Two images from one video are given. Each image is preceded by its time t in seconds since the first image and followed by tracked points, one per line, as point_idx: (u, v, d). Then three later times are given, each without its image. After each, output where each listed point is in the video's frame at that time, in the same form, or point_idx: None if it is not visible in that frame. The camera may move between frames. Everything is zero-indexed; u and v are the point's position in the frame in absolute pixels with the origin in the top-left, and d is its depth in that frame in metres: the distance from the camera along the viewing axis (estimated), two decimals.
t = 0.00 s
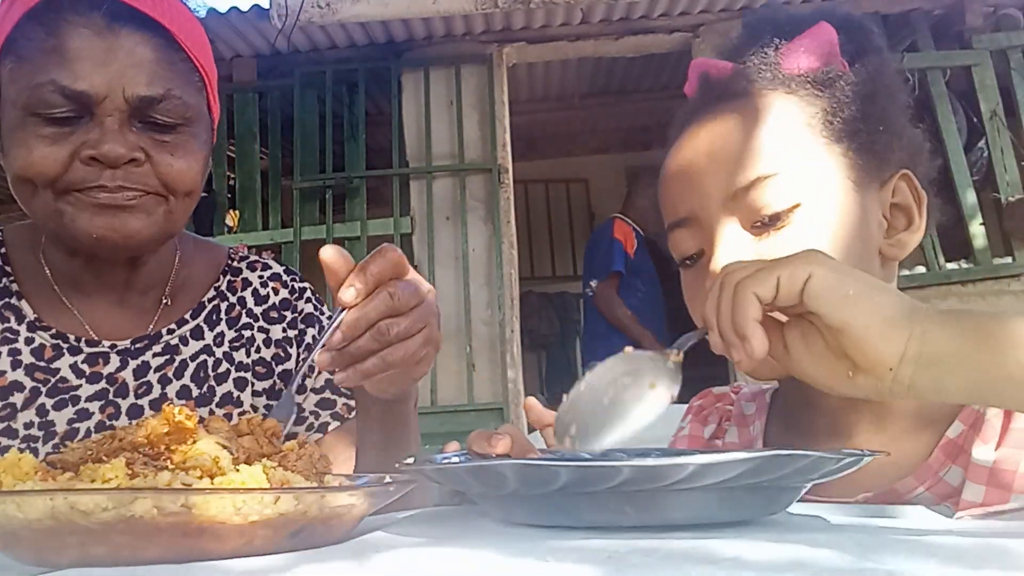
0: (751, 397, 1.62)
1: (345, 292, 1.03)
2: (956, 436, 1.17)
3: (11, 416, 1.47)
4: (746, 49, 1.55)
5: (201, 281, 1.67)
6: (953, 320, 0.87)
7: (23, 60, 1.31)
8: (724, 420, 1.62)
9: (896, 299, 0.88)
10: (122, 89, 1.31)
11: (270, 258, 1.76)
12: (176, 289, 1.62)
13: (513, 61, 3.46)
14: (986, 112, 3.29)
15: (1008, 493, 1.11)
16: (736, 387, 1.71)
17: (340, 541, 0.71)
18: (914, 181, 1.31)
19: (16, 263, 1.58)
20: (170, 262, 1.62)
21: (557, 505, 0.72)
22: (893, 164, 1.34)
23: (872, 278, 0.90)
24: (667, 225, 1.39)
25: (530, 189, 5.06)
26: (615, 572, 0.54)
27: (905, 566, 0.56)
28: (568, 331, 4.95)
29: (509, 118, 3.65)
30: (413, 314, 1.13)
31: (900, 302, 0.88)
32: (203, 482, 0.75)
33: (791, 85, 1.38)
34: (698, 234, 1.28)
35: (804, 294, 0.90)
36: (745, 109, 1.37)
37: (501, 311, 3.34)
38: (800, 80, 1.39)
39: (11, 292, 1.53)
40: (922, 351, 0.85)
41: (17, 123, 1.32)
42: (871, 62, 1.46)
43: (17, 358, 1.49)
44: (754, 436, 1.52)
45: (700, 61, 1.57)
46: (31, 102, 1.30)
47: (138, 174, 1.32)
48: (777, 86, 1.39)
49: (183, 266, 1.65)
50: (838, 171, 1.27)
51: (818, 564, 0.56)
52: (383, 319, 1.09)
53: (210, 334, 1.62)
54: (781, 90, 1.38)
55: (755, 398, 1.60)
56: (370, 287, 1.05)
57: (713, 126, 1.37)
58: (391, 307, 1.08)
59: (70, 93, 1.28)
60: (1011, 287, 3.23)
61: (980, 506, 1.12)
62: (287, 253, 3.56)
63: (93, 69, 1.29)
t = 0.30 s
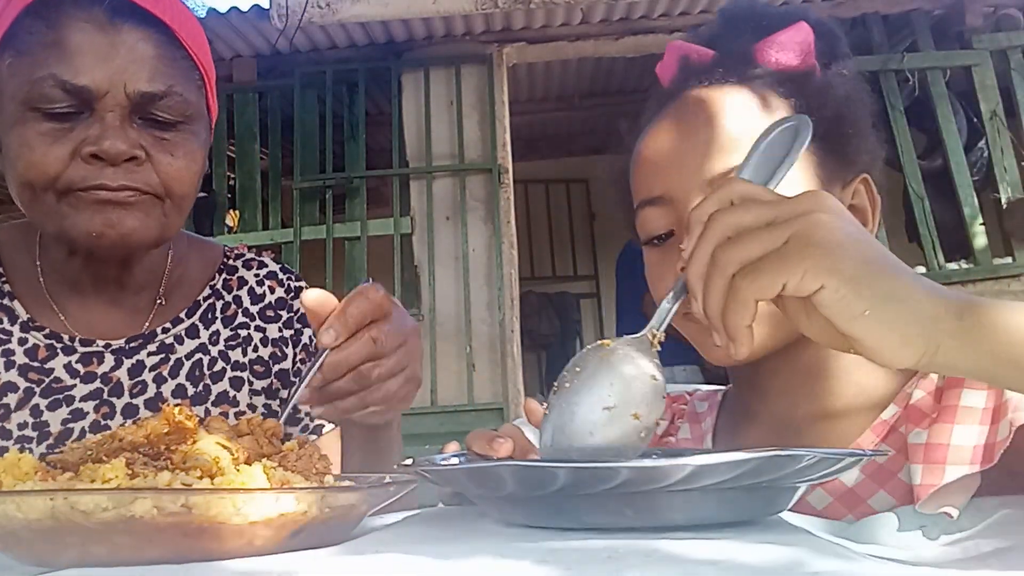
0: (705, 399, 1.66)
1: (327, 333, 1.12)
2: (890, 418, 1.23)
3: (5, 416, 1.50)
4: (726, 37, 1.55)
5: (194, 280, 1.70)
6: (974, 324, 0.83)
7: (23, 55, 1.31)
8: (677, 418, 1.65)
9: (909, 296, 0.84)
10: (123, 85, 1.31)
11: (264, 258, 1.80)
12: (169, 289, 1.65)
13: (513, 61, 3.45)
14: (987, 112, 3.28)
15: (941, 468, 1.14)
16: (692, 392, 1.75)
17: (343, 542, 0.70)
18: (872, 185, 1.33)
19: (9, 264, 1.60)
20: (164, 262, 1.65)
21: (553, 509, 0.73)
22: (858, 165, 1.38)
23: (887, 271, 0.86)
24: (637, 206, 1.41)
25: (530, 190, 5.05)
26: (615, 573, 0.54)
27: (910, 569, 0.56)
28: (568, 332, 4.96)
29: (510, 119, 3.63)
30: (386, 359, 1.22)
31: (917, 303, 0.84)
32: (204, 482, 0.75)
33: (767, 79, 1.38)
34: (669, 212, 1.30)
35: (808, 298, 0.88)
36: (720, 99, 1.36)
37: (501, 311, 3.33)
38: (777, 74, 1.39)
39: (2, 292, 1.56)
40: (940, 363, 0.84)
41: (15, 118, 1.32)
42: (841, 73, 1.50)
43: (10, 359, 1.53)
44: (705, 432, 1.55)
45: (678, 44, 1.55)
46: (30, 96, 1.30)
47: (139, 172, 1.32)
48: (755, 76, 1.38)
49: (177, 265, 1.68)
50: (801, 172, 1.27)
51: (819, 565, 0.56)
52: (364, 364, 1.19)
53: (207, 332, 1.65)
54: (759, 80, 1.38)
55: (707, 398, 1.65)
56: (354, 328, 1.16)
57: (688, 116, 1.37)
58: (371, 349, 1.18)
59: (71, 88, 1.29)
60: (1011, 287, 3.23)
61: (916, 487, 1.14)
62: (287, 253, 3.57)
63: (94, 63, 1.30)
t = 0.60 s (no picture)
0: (677, 399, 1.68)
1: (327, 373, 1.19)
2: (856, 415, 1.28)
3: (3, 416, 1.49)
4: (709, 13, 1.53)
5: (194, 281, 1.71)
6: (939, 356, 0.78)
7: (24, 50, 1.31)
8: (649, 420, 1.67)
9: (872, 342, 0.76)
10: (124, 81, 1.31)
11: (266, 260, 1.82)
12: (169, 289, 1.66)
13: (513, 62, 3.46)
14: (987, 112, 3.27)
15: (909, 471, 1.10)
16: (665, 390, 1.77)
17: (344, 542, 0.69)
18: (846, 184, 1.40)
19: (9, 264, 1.60)
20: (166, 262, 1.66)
21: (554, 511, 0.73)
22: (835, 165, 1.41)
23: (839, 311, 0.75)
24: (609, 195, 1.40)
25: (530, 190, 5.05)
26: (615, 572, 0.54)
27: (911, 569, 0.56)
28: (568, 332, 4.96)
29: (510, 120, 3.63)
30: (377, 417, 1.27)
31: (881, 342, 0.76)
32: (204, 481, 0.75)
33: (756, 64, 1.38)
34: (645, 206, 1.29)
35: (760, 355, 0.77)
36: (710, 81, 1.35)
37: (501, 311, 3.33)
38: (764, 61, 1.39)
39: (2, 292, 1.56)
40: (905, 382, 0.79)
41: (14, 114, 1.32)
42: (828, 60, 1.50)
43: (9, 359, 1.52)
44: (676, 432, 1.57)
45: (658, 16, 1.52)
46: (32, 91, 1.30)
47: (138, 168, 1.33)
48: (743, 63, 1.38)
49: (179, 266, 1.69)
50: (794, 164, 1.30)
51: (819, 564, 0.56)
52: (347, 418, 1.22)
53: (207, 333, 1.66)
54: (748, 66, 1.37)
55: (679, 399, 1.66)
56: (354, 377, 1.23)
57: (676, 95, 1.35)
58: (360, 405, 1.22)
59: (72, 83, 1.29)
60: (1011, 287, 3.22)
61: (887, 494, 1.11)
62: (287, 253, 3.57)
63: (95, 60, 1.30)
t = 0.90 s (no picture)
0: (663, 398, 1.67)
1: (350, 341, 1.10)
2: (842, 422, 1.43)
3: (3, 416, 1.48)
4: None
5: (193, 281, 1.71)
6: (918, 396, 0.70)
7: (23, 53, 1.31)
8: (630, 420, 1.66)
9: (850, 402, 0.69)
10: (124, 84, 1.32)
11: (263, 258, 1.83)
12: (169, 289, 1.66)
13: (513, 61, 3.46)
14: (986, 112, 3.27)
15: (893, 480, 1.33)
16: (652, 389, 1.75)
17: (342, 542, 0.69)
18: (842, 183, 1.42)
19: (8, 264, 1.59)
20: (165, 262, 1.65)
21: (554, 511, 0.73)
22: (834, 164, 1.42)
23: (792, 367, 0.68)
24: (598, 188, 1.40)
25: (530, 190, 5.05)
26: (614, 572, 0.54)
27: (919, 569, 0.55)
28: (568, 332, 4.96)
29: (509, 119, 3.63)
30: (395, 389, 1.25)
31: (853, 399, 0.70)
32: (205, 481, 0.75)
33: (756, 55, 1.39)
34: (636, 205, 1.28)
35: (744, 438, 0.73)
36: (707, 72, 1.35)
37: (501, 312, 3.33)
38: (765, 50, 1.40)
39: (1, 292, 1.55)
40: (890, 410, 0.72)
41: (11, 117, 1.31)
42: (829, 52, 1.50)
43: (9, 359, 1.52)
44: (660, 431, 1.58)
45: None
46: (31, 94, 1.29)
47: (138, 171, 1.33)
48: (744, 53, 1.39)
49: (178, 265, 1.69)
50: (794, 160, 1.30)
51: (820, 565, 0.56)
52: (367, 385, 1.20)
53: (206, 332, 1.67)
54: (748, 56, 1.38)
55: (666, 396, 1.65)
56: (374, 348, 1.15)
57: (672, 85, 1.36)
58: (381, 372, 1.19)
59: (71, 87, 1.29)
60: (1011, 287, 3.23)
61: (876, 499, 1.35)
62: (287, 253, 3.57)
63: (94, 64, 1.30)
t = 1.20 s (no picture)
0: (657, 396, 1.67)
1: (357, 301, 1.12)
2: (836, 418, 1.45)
3: None
4: None
5: (187, 277, 1.72)
6: (839, 381, 0.71)
7: (15, 54, 1.34)
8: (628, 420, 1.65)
9: (777, 398, 0.72)
10: (113, 85, 1.34)
11: (257, 256, 1.84)
12: (163, 285, 1.67)
13: (513, 62, 3.45)
14: (986, 112, 3.27)
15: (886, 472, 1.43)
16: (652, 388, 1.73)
17: (343, 543, 0.69)
18: (839, 182, 1.41)
19: None
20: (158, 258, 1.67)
21: (555, 510, 0.72)
22: (829, 163, 1.41)
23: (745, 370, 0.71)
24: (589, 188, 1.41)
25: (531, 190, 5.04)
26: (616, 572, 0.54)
27: (921, 570, 0.55)
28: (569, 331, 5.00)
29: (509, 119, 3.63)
30: (402, 352, 1.23)
31: (777, 390, 0.71)
32: (204, 481, 0.75)
33: (746, 55, 1.39)
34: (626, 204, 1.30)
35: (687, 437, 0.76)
36: (695, 73, 1.36)
37: (501, 312, 3.34)
38: (755, 49, 1.41)
39: None
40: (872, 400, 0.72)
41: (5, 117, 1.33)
42: (826, 51, 1.49)
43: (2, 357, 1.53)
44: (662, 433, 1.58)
45: None
46: (22, 94, 1.32)
47: (130, 172, 1.35)
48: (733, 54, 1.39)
49: (171, 261, 1.70)
50: (783, 160, 1.30)
51: (820, 565, 0.55)
52: (374, 345, 1.18)
53: (198, 327, 1.69)
54: (736, 56, 1.39)
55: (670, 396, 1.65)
56: (380, 310, 1.15)
57: (662, 85, 1.37)
58: (387, 334, 1.18)
59: (62, 88, 1.31)
60: (1011, 287, 3.24)
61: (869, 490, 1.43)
62: (288, 253, 3.57)
63: (85, 64, 1.33)
